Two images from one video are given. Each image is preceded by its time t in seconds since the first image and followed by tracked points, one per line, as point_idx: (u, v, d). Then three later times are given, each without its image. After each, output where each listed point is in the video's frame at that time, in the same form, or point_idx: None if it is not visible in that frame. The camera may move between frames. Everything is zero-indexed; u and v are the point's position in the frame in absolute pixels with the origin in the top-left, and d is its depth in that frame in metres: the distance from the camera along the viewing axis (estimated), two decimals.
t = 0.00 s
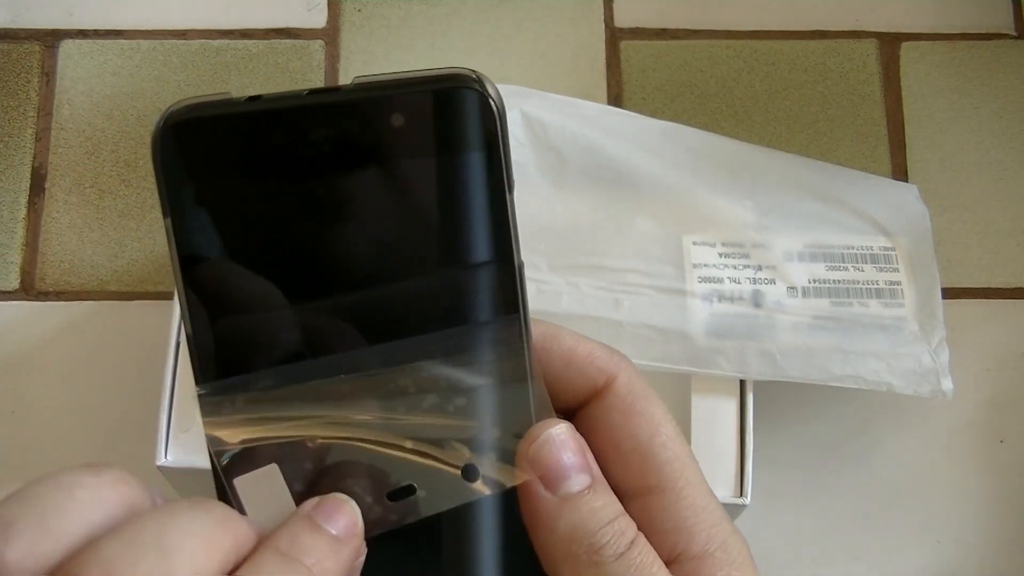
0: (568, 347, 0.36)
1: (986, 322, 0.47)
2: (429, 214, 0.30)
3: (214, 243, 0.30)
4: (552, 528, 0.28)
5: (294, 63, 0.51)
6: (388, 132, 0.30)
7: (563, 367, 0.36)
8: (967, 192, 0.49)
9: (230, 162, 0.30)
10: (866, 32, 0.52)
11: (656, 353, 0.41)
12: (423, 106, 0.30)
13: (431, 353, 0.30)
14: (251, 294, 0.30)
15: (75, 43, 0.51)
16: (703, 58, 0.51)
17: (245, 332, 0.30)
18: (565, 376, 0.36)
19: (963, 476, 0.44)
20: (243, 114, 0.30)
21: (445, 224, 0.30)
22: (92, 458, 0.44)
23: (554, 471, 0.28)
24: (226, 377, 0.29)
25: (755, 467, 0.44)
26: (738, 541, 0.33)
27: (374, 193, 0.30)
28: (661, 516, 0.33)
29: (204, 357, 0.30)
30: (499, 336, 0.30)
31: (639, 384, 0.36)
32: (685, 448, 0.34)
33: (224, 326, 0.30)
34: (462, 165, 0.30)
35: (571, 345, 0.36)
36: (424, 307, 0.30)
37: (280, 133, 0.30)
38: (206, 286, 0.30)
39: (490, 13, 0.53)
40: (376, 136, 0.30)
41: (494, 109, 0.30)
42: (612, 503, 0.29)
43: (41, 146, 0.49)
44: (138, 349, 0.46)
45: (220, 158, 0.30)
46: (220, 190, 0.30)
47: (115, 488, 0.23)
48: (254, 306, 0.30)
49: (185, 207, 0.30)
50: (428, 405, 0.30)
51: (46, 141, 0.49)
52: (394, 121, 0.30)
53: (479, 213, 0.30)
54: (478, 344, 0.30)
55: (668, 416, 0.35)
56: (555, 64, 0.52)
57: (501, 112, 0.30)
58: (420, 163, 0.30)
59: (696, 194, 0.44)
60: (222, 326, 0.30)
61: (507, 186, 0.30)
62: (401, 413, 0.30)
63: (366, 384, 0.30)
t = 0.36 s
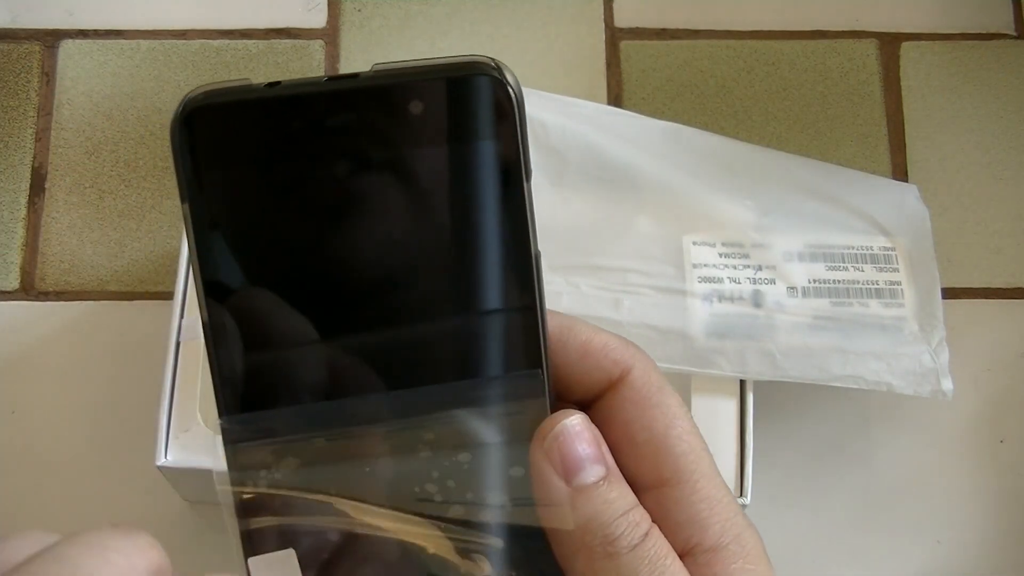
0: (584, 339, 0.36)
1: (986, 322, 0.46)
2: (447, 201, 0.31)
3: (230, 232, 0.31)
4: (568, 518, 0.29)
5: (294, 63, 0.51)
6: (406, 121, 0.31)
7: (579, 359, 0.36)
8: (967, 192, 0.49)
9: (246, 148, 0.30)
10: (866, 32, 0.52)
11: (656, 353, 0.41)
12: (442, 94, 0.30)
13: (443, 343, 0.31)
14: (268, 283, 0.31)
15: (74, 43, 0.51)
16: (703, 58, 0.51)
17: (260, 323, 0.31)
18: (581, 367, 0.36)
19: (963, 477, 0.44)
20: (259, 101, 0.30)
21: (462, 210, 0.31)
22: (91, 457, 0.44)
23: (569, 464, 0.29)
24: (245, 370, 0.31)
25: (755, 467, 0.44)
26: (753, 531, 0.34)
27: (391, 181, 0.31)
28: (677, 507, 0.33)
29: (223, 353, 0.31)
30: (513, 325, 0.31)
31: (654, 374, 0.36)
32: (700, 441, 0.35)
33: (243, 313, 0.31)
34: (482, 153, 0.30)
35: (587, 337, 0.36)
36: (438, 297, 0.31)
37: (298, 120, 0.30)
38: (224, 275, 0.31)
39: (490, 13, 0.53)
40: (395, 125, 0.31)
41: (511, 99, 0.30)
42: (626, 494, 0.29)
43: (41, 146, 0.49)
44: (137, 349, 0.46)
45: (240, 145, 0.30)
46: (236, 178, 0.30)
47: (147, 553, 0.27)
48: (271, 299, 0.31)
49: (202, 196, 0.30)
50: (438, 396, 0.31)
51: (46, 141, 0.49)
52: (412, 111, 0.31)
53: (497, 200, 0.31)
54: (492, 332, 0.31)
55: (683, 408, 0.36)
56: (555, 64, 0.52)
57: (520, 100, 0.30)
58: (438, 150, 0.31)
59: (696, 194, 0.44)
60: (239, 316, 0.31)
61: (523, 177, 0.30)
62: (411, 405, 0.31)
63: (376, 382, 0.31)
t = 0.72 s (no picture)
0: (563, 351, 0.37)
1: (986, 322, 0.47)
2: (414, 220, 0.32)
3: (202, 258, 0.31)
4: (545, 539, 0.28)
5: (294, 63, 0.51)
6: (369, 142, 0.31)
7: (559, 371, 0.37)
8: (966, 193, 0.49)
9: (217, 174, 0.31)
10: (867, 32, 0.52)
11: (656, 353, 0.41)
12: (405, 115, 0.31)
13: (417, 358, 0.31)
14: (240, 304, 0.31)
15: (74, 43, 0.51)
16: (703, 58, 0.51)
17: (233, 342, 0.31)
18: (561, 380, 0.37)
19: (963, 477, 0.44)
20: (229, 129, 0.31)
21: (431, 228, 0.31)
22: (91, 457, 0.44)
23: (545, 481, 0.28)
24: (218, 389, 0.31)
25: (755, 467, 0.44)
26: (733, 544, 0.33)
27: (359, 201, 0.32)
28: (654, 517, 0.33)
29: (198, 368, 0.31)
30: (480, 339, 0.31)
31: (633, 386, 0.36)
32: (681, 454, 0.34)
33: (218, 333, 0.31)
34: (447, 170, 0.31)
35: (567, 350, 0.37)
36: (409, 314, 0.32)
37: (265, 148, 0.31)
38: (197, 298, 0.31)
39: (490, 13, 0.53)
40: (359, 146, 0.31)
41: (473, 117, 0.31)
42: (604, 512, 0.29)
43: (41, 146, 0.49)
44: (137, 350, 0.46)
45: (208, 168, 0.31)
46: (208, 204, 0.31)
47: (68, 476, 0.23)
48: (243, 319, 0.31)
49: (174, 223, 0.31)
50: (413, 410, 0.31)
51: (46, 141, 0.49)
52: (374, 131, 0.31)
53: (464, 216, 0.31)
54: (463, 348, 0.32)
55: (663, 420, 0.35)
56: (554, 64, 0.52)
57: (482, 120, 0.31)
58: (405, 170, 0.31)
59: (696, 194, 0.44)
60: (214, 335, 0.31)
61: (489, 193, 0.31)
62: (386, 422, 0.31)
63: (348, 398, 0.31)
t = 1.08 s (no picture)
0: (537, 346, 0.36)
1: (986, 322, 0.47)
2: (403, 205, 0.33)
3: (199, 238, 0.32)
4: (536, 516, 0.28)
5: (294, 63, 0.51)
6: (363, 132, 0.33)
7: (532, 366, 0.36)
8: (967, 192, 0.49)
9: (218, 159, 0.32)
10: (866, 32, 0.52)
11: (656, 353, 0.41)
12: (399, 105, 0.32)
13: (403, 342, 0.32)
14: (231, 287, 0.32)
15: (74, 43, 0.51)
16: (703, 58, 0.51)
17: (221, 323, 0.31)
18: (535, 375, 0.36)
19: (963, 477, 0.44)
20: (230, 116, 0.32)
21: (420, 214, 0.32)
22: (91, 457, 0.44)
23: (533, 456, 0.29)
24: (204, 367, 0.31)
25: (756, 467, 0.44)
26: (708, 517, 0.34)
27: (353, 189, 0.33)
28: (634, 500, 0.33)
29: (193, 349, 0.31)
30: (470, 319, 0.32)
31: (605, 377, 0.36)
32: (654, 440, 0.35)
33: (209, 314, 0.31)
34: (436, 159, 0.32)
35: (540, 344, 0.36)
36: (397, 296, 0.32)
37: (265, 135, 0.33)
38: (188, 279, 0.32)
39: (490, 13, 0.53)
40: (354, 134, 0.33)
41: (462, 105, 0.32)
42: (591, 487, 0.29)
43: (41, 146, 0.49)
44: (137, 350, 0.45)
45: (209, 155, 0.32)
46: (207, 187, 0.32)
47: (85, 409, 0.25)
48: (234, 300, 0.32)
49: (174, 205, 0.32)
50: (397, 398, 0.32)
51: (46, 141, 0.49)
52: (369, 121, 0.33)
53: (451, 201, 0.32)
54: (450, 331, 0.32)
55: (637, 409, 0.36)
56: (555, 64, 0.52)
57: (471, 111, 0.32)
58: (396, 157, 0.33)
59: (697, 194, 0.44)
60: (204, 316, 0.31)
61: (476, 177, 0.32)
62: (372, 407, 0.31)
63: (336, 382, 0.31)
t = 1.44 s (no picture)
0: (540, 351, 0.37)
1: (986, 323, 0.47)
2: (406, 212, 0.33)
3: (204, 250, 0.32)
4: (541, 520, 0.28)
5: (294, 63, 0.51)
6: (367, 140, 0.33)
7: (536, 371, 0.37)
8: (967, 193, 0.49)
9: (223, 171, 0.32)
10: (866, 32, 0.52)
11: (656, 353, 0.41)
12: (401, 113, 0.33)
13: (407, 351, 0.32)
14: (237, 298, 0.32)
15: (75, 43, 0.51)
16: (703, 58, 0.51)
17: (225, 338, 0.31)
18: (538, 380, 0.37)
19: (962, 477, 0.44)
20: (234, 126, 0.32)
21: (423, 221, 0.33)
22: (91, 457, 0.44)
23: (535, 461, 0.29)
24: (211, 380, 0.31)
25: (755, 467, 0.44)
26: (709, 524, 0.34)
27: (356, 196, 0.33)
28: (636, 503, 0.33)
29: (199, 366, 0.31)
30: (473, 329, 0.32)
31: (609, 381, 0.36)
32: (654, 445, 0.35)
33: (215, 325, 0.31)
34: (440, 166, 0.33)
35: (543, 350, 0.37)
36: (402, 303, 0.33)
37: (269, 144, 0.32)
38: (192, 292, 0.31)
39: (490, 13, 0.53)
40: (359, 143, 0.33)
41: (465, 115, 0.32)
42: (593, 491, 0.29)
43: (41, 146, 0.49)
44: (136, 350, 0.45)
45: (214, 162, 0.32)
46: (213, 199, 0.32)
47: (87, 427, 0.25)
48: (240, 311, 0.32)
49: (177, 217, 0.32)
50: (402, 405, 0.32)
51: (46, 141, 0.49)
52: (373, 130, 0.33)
53: (454, 208, 0.33)
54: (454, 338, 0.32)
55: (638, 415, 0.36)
56: (555, 64, 0.52)
57: (473, 117, 0.33)
58: (399, 165, 0.33)
59: (697, 194, 0.44)
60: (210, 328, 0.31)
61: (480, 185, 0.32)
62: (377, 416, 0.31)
63: (340, 395, 0.31)
